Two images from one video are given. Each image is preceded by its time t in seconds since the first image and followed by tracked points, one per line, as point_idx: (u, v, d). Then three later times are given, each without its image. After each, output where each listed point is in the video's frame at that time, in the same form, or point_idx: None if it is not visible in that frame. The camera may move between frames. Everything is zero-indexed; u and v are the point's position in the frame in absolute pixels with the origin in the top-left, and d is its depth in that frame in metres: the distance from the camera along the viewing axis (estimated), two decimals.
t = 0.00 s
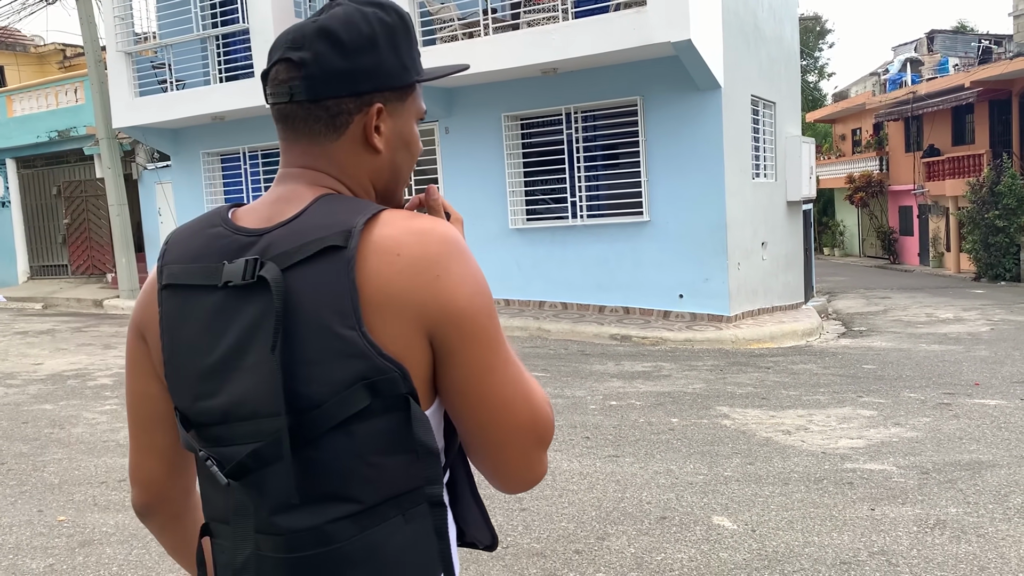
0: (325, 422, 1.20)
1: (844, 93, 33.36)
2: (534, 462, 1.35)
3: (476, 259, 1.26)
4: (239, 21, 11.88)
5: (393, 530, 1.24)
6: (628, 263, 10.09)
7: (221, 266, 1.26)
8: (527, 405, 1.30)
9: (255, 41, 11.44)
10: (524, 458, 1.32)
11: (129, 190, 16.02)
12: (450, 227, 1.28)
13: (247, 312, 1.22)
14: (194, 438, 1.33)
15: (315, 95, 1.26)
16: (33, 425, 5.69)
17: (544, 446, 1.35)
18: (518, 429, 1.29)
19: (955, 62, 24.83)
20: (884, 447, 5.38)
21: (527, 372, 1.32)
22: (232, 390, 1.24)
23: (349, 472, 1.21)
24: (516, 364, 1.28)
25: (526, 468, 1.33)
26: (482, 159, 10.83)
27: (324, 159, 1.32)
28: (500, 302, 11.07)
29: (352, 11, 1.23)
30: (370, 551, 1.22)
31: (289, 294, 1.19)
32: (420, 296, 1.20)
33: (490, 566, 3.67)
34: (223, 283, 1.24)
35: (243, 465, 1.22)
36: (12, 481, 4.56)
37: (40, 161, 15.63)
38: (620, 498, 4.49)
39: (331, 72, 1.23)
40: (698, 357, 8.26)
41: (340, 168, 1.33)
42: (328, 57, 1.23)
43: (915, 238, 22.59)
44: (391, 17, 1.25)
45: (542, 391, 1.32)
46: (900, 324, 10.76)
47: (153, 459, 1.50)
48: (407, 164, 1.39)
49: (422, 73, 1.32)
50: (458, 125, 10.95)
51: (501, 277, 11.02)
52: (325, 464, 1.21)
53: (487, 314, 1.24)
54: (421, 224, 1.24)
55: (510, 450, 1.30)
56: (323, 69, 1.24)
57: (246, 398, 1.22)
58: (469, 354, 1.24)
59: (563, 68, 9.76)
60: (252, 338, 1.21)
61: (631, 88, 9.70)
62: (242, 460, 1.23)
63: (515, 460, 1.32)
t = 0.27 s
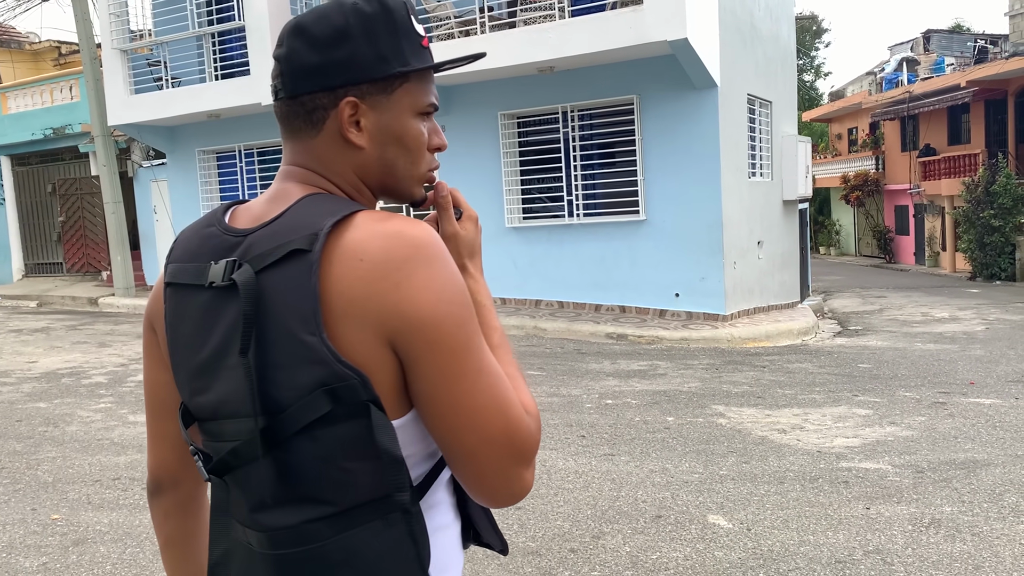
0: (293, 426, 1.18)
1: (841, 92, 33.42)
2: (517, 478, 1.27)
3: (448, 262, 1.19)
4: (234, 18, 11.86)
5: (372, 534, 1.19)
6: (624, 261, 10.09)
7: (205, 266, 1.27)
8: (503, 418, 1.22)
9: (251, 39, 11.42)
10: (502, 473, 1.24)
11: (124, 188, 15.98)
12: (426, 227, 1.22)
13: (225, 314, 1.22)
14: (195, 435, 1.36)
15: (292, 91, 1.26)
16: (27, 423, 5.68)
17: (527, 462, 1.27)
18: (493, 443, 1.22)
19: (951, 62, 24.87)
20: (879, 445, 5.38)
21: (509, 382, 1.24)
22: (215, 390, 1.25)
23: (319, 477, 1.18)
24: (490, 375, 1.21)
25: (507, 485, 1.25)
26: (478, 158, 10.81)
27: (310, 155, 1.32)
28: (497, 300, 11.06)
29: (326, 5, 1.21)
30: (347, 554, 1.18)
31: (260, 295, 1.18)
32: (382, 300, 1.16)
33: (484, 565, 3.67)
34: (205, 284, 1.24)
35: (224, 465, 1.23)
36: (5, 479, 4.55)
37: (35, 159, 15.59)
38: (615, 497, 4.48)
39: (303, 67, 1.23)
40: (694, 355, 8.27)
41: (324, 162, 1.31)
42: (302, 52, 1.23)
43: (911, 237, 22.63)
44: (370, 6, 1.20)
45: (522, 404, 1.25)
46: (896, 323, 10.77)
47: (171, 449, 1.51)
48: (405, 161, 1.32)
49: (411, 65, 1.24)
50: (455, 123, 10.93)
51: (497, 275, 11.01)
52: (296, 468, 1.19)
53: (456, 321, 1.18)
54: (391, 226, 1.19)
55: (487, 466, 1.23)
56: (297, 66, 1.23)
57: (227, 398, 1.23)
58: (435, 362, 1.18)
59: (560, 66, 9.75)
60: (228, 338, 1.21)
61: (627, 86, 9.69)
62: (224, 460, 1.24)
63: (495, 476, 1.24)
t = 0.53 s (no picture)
0: (236, 422, 1.21)
1: (838, 92, 33.46)
2: (461, 476, 1.25)
3: (381, 258, 1.18)
4: (232, 16, 11.83)
5: (321, 531, 1.21)
6: (622, 260, 10.09)
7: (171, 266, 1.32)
8: (440, 415, 1.20)
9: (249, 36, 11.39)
10: (444, 470, 1.23)
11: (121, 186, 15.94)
12: (366, 224, 1.22)
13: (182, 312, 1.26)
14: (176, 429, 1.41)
15: (252, 94, 1.27)
16: (23, 421, 5.66)
17: (470, 460, 1.25)
18: (430, 441, 1.21)
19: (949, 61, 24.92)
20: (876, 444, 5.39)
21: (450, 379, 1.22)
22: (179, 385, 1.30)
23: (264, 472, 1.21)
24: (429, 372, 1.20)
25: (450, 483, 1.24)
26: (476, 156, 10.80)
27: (274, 156, 1.33)
28: (494, 299, 11.05)
29: (282, 5, 1.22)
30: (294, 549, 1.21)
31: (206, 293, 1.21)
32: (312, 299, 1.16)
33: (482, 563, 3.67)
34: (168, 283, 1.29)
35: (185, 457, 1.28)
36: (1, 477, 4.53)
37: (31, 157, 15.56)
38: (612, 495, 4.48)
39: (262, 69, 1.24)
40: (692, 354, 8.26)
41: (287, 164, 1.32)
42: (259, 54, 1.24)
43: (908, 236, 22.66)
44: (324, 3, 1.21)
45: (461, 401, 1.22)
46: (893, 322, 10.78)
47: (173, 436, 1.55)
48: (367, 158, 1.31)
49: (367, 61, 1.25)
50: (453, 121, 10.92)
51: (494, 274, 11.00)
52: (242, 462, 1.22)
53: (386, 319, 1.16)
54: (327, 224, 1.19)
55: (427, 464, 1.22)
56: (255, 67, 1.25)
57: (186, 393, 1.27)
58: (370, 360, 1.17)
59: (557, 64, 9.75)
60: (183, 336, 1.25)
61: (625, 84, 9.69)
62: (187, 452, 1.29)
63: (438, 474, 1.23)
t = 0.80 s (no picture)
0: (181, 418, 1.24)
1: (838, 90, 33.44)
2: (400, 469, 1.26)
3: (316, 253, 1.18)
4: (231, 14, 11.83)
5: (268, 524, 1.25)
6: (621, 259, 10.10)
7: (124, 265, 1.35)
8: (377, 409, 1.20)
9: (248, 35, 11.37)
10: (383, 464, 1.24)
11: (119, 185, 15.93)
12: (304, 218, 1.22)
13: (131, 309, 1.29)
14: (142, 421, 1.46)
15: (204, 92, 1.29)
16: (23, 419, 5.66)
17: (409, 453, 1.26)
18: (367, 434, 1.21)
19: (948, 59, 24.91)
20: (876, 442, 5.39)
21: (390, 373, 1.22)
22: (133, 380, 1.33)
23: (209, 466, 1.25)
24: (367, 367, 1.20)
25: (389, 477, 1.25)
26: (476, 155, 10.80)
27: (224, 155, 1.33)
28: (493, 297, 11.05)
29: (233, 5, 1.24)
30: (242, 540, 1.25)
31: (150, 291, 1.24)
32: (245, 296, 1.17)
33: (483, 561, 3.67)
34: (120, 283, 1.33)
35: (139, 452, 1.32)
36: (2, 475, 4.53)
37: (31, 155, 15.56)
38: (613, 493, 4.48)
39: (214, 66, 1.26)
40: (692, 352, 8.26)
41: (238, 162, 1.32)
42: (211, 52, 1.26)
43: (907, 235, 22.67)
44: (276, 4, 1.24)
45: (398, 395, 1.22)
46: (893, 321, 10.78)
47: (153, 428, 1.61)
48: (318, 154, 1.33)
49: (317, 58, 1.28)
50: (452, 119, 10.92)
51: (494, 273, 11.00)
52: (189, 457, 1.26)
53: (318, 314, 1.16)
54: (260, 219, 1.19)
55: (366, 457, 1.23)
56: (207, 65, 1.27)
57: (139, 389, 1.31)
58: (305, 355, 1.17)
59: (557, 63, 9.74)
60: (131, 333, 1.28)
61: (624, 83, 9.69)
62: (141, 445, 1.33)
63: (376, 467, 1.24)
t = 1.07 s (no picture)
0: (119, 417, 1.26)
1: (840, 89, 33.41)
2: (326, 470, 1.24)
3: (237, 251, 1.17)
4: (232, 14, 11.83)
5: (201, 522, 1.25)
6: (623, 258, 10.10)
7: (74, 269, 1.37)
8: (298, 408, 1.18)
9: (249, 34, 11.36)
10: (306, 464, 1.22)
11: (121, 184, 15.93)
12: (233, 218, 1.22)
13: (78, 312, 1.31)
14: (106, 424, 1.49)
15: (147, 99, 1.30)
16: (26, 418, 5.67)
17: (335, 453, 1.23)
18: (289, 434, 1.19)
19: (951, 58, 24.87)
20: (878, 441, 5.38)
21: (314, 372, 1.20)
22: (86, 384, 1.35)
23: (146, 464, 1.25)
24: (287, 367, 1.18)
25: (315, 477, 1.23)
26: (477, 154, 10.79)
27: (171, 159, 1.35)
28: (494, 296, 11.05)
29: (170, 14, 1.25)
30: (179, 538, 1.26)
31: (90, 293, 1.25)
32: (168, 295, 1.17)
33: (485, 559, 3.67)
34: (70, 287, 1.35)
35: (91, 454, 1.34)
36: (4, 474, 4.54)
37: (33, 155, 15.58)
38: (615, 492, 4.48)
39: (153, 73, 1.27)
40: (694, 351, 8.26)
41: (183, 164, 1.33)
42: (151, 60, 1.27)
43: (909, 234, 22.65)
44: (211, 9, 1.24)
45: (322, 395, 1.20)
46: (894, 320, 10.77)
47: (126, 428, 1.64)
48: (262, 156, 1.33)
49: (255, 60, 1.27)
50: (454, 118, 10.92)
51: (496, 272, 11.00)
52: (129, 456, 1.28)
53: (238, 311, 1.16)
54: (186, 219, 1.20)
55: (289, 457, 1.21)
56: (147, 73, 1.28)
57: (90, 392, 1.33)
58: (225, 355, 1.17)
59: (558, 62, 9.73)
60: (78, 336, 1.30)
61: (625, 81, 9.69)
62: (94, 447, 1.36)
63: (299, 468, 1.22)
